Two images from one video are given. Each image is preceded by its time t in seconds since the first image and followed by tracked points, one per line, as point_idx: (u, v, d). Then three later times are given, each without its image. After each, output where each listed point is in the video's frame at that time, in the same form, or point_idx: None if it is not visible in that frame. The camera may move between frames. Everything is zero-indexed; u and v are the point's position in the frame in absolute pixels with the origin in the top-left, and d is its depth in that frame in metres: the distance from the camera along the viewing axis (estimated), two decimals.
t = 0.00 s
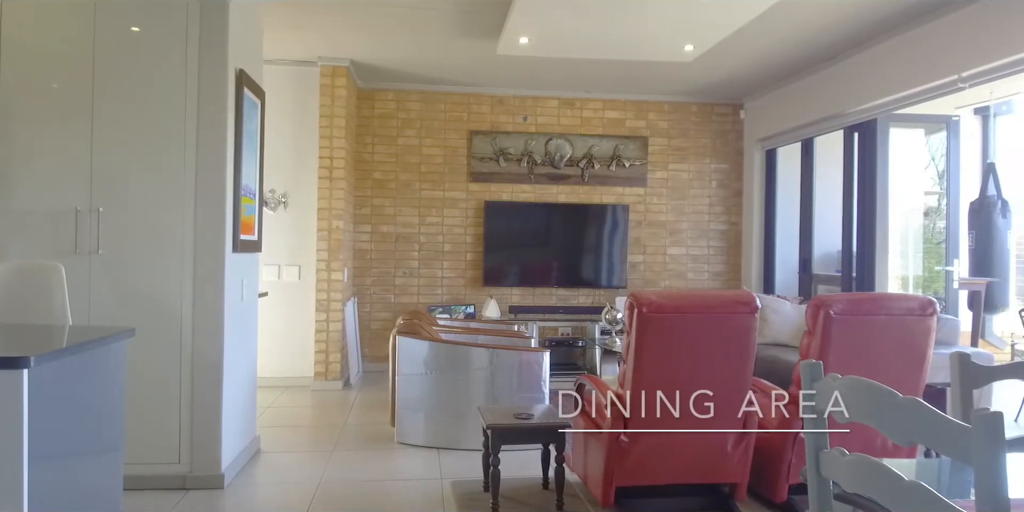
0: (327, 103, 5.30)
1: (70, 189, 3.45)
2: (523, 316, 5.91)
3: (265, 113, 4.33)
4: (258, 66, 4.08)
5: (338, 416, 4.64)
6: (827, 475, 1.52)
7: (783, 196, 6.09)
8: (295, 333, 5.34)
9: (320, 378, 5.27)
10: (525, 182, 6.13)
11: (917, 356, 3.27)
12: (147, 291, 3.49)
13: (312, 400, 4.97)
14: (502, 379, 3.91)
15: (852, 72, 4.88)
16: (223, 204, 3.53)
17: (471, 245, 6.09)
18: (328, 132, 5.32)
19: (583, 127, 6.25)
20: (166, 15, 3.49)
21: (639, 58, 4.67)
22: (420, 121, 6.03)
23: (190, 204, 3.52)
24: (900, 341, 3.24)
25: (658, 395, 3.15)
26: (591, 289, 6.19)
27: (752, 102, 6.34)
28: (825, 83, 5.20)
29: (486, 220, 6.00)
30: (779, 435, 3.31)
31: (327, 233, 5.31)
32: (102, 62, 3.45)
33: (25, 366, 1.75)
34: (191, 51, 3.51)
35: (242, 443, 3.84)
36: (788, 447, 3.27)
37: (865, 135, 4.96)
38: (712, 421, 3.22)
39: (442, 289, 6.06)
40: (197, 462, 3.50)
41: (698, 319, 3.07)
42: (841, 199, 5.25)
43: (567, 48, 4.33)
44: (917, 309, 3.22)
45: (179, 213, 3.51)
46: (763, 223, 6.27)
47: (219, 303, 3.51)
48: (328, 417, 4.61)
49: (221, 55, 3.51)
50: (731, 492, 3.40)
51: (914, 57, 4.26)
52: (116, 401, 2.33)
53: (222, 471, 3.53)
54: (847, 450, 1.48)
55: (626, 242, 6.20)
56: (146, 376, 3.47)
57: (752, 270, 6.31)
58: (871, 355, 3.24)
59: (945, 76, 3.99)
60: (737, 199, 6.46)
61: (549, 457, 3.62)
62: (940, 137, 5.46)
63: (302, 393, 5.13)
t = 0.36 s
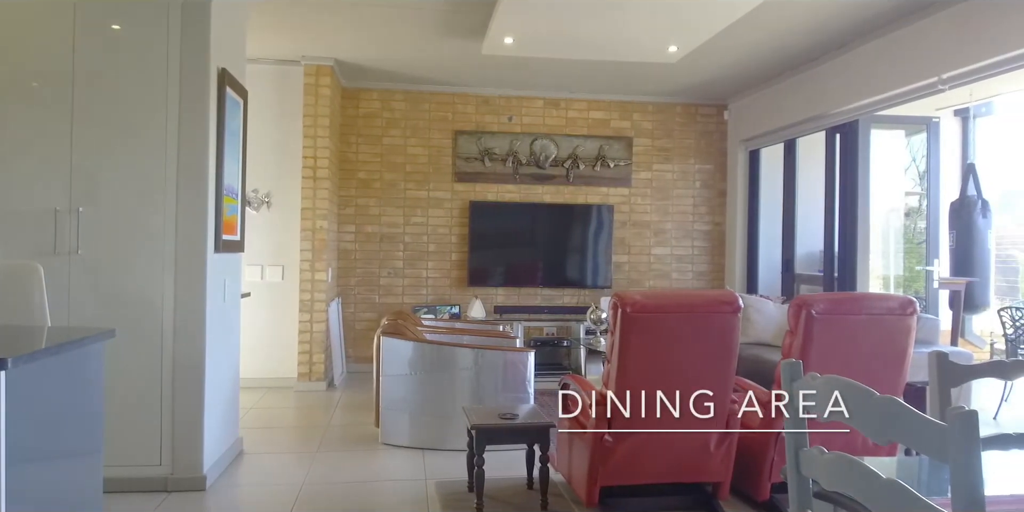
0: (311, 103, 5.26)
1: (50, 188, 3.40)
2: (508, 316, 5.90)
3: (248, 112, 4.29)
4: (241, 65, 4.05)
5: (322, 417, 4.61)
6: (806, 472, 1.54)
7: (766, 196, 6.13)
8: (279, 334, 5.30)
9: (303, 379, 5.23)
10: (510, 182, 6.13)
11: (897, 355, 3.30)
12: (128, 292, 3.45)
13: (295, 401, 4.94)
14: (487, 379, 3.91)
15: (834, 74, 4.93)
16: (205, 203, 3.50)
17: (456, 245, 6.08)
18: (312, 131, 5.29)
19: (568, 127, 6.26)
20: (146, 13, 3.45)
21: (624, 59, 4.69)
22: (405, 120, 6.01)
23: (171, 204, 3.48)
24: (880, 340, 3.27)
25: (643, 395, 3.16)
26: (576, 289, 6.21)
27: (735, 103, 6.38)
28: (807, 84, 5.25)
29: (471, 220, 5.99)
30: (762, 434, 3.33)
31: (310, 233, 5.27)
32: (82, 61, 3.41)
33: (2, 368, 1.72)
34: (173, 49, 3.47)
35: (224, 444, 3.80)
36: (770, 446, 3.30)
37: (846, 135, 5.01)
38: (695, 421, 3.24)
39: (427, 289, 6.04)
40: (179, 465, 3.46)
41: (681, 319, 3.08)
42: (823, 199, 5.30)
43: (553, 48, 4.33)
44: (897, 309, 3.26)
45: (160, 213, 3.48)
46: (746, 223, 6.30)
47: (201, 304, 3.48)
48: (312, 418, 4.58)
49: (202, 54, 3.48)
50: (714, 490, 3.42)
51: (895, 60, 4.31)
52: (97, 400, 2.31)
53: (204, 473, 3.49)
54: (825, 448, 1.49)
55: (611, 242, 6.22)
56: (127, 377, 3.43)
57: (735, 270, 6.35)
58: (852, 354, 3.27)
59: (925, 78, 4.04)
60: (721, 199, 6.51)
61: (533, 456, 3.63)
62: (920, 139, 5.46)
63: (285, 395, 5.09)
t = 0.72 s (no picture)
0: (294, 102, 5.23)
1: (29, 188, 3.35)
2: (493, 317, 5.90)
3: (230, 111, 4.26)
4: (223, 64, 4.01)
5: (306, 418, 4.58)
6: (786, 471, 1.55)
7: (749, 197, 6.17)
8: (261, 335, 5.26)
9: (286, 380, 5.20)
10: (494, 182, 6.13)
11: (877, 354, 3.34)
12: (108, 293, 3.41)
13: (279, 402, 4.91)
14: (471, 379, 3.90)
15: (816, 76, 4.97)
16: (186, 203, 3.47)
17: (441, 245, 6.06)
18: (295, 131, 5.25)
19: (553, 128, 6.27)
20: (127, 10, 3.41)
21: (609, 60, 4.71)
22: (389, 120, 5.99)
23: (153, 204, 3.45)
24: (861, 340, 3.30)
25: (626, 394, 3.17)
26: (561, 289, 6.22)
27: (719, 104, 6.43)
28: (789, 86, 5.29)
29: (455, 220, 5.98)
30: (744, 433, 3.35)
31: (294, 233, 5.24)
32: (62, 59, 3.37)
33: None
34: (153, 47, 3.43)
35: (206, 446, 3.77)
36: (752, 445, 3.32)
37: (828, 136, 5.05)
38: (678, 420, 3.25)
39: (411, 289, 6.02)
40: (160, 466, 3.43)
41: (664, 319, 3.10)
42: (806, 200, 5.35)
43: (538, 49, 4.34)
44: (878, 309, 3.29)
45: (141, 212, 3.44)
46: (729, 224, 6.34)
47: (182, 305, 3.45)
48: (295, 419, 4.56)
49: (184, 52, 3.44)
50: (697, 489, 3.44)
51: (875, 61, 4.36)
52: (78, 401, 2.28)
53: (185, 475, 3.46)
54: (804, 446, 1.51)
55: (596, 243, 6.24)
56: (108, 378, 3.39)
57: (718, 270, 6.39)
58: (833, 354, 3.30)
59: (905, 80, 4.09)
60: (704, 200, 6.55)
61: (517, 456, 3.62)
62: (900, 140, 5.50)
63: (268, 396, 5.06)
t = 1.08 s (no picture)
0: (276, 101, 5.20)
1: (6, 188, 3.30)
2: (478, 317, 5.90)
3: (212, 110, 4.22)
4: (204, 63, 3.98)
5: (289, 420, 4.56)
6: (763, 469, 1.57)
7: (732, 197, 6.21)
8: (244, 336, 5.23)
9: (269, 382, 5.17)
10: (479, 183, 6.12)
11: (857, 353, 3.37)
12: (86, 294, 3.36)
13: (261, 404, 4.88)
14: (455, 379, 3.89)
15: (797, 78, 5.01)
16: (167, 203, 3.43)
17: (425, 245, 6.05)
18: (278, 131, 5.23)
19: (537, 128, 6.28)
20: (106, 9, 3.37)
21: (593, 60, 4.72)
22: (373, 120, 5.97)
23: (132, 204, 3.41)
24: (841, 339, 3.33)
25: (609, 393, 3.18)
26: (546, 290, 6.23)
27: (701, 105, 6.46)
28: (772, 87, 5.33)
29: (439, 221, 5.97)
30: (727, 432, 3.37)
31: (276, 233, 5.21)
32: (40, 57, 3.33)
33: None
34: (133, 45, 3.40)
35: (187, 448, 3.74)
36: (734, 443, 3.34)
37: (810, 137, 5.10)
38: (661, 419, 3.26)
39: (396, 290, 6.01)
40: (141, 469, 3.39)
41: (646, 318, 3.10)
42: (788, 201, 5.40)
43: (523, 49, 4.34)
44: (857, 308, 3.32)
45: (121, 213, 3.40)
46: (713, 224, 6.38)
47: (163, 306, 3.42)
48: (278, 421, 4.53)
49: (164, 51, 3.41)
50: (680, 488, 3.45)
51: (855, 63, 4.40)
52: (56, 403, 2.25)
53: (167, 477, 3.43)
54: (781, 445, 1.53)
55: (581, 243, 6.26)
56: (86, 380, 3.35)
57: (701, 270, 6.43)
58: (814, 354, 3.32)
59: (884, 82, 4.14)
60: (687, 200, 6.58)
61: (501, 457, 3.62)
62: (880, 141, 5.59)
63: (251, 397, 5.03)
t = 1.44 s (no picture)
0: (258, 101, 5.16)
1: None
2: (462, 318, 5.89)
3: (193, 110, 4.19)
4: (185, 62, 3.95)
5: (270, 421, 4.53)
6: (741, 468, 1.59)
7: (714, 198, 6.25)
8: (225, 337, 5.19)
9: (251, 383, 5.14)
10: (463, 183, 6.12)
11: (837, 353, 3.39)
12: (63, 295, 3.32)
13: (243, 405, 4.84)
14: (438, 380, 3.89)
15: (778, 80, 5.05)
16: (146, 203, 3.40)
17: (408, 246, 6.04)
18: (260, 131, 5.20)
19: (521, 129, 6.29)
20: (83, 7, 3.33)
21: (576, 61, 4.73)
22: (356, 120, 5.95)
23: (111, 205, 3.37)
24: (821, 338, 3.36)
25: (591, 393, 3.19)
26: (530, 290, 6.24)
27: (684, 106, 6.50)
28: (753, 89, 5.37)
29: (423, 221, 5.96)
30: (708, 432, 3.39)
31: (258, 234, 5.17)
32: (16, 56, 3.28)
33: None
34: (110, 43, 3.36)
35: (168, 450, 3.71)
36: (716, 443, 3.36)
37: (790, 139, 5.16)
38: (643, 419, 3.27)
39: (379, 291, 5.99)
40: (120, 472, 3.36)
41: (628, 318, 3.11)
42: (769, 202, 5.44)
43: (507, 49, 4.34)
44: (837, 308, 3.35)
45: (99, 213, 3.36)
46: (695, 225, 6.41)
47: (142, 307, 3.38)
48: (259, 422, 4.50)
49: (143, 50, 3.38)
50: (661, 487, 3.47)
51: (836, 65, 4.45)
52: (34, 406, 2.22)
53: (147, 480, 3.40)
54: (758, 444, 1.55)
55: (565, 243, 6.27)
56: (64, 382, 3.31)
57: (684, 270, 6.46)
58: (794, 353, 3.35)
59: (864, 84, 4.18)
60: (670, 201, 6.62)
61: (484, 457, 3.62)
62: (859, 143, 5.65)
63: (232, 399, 4.99)
